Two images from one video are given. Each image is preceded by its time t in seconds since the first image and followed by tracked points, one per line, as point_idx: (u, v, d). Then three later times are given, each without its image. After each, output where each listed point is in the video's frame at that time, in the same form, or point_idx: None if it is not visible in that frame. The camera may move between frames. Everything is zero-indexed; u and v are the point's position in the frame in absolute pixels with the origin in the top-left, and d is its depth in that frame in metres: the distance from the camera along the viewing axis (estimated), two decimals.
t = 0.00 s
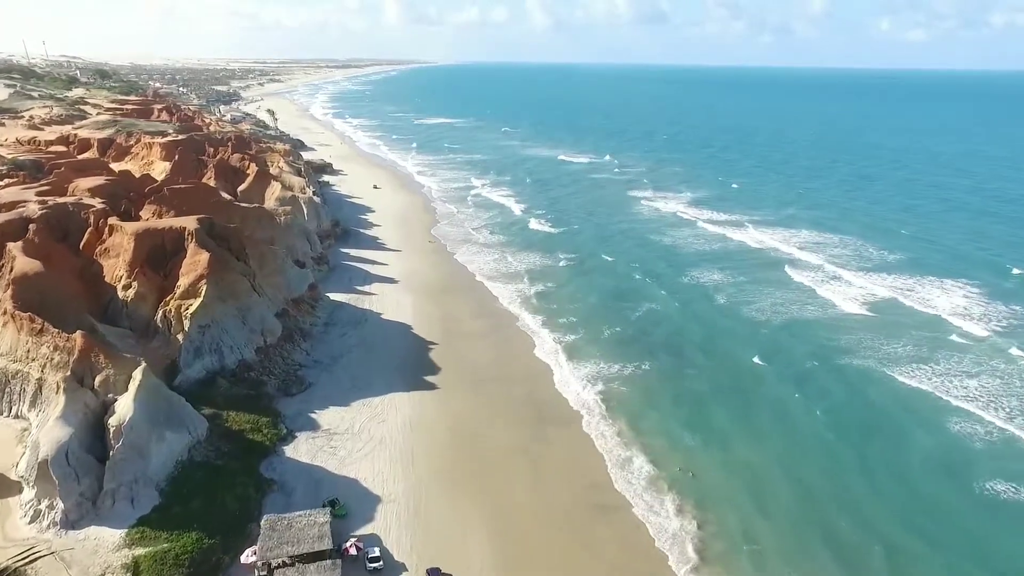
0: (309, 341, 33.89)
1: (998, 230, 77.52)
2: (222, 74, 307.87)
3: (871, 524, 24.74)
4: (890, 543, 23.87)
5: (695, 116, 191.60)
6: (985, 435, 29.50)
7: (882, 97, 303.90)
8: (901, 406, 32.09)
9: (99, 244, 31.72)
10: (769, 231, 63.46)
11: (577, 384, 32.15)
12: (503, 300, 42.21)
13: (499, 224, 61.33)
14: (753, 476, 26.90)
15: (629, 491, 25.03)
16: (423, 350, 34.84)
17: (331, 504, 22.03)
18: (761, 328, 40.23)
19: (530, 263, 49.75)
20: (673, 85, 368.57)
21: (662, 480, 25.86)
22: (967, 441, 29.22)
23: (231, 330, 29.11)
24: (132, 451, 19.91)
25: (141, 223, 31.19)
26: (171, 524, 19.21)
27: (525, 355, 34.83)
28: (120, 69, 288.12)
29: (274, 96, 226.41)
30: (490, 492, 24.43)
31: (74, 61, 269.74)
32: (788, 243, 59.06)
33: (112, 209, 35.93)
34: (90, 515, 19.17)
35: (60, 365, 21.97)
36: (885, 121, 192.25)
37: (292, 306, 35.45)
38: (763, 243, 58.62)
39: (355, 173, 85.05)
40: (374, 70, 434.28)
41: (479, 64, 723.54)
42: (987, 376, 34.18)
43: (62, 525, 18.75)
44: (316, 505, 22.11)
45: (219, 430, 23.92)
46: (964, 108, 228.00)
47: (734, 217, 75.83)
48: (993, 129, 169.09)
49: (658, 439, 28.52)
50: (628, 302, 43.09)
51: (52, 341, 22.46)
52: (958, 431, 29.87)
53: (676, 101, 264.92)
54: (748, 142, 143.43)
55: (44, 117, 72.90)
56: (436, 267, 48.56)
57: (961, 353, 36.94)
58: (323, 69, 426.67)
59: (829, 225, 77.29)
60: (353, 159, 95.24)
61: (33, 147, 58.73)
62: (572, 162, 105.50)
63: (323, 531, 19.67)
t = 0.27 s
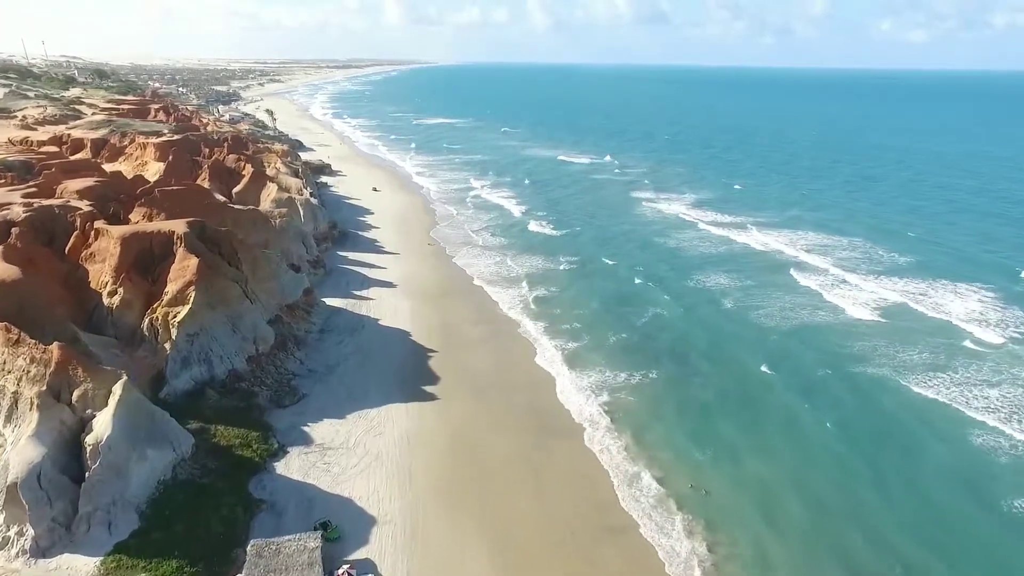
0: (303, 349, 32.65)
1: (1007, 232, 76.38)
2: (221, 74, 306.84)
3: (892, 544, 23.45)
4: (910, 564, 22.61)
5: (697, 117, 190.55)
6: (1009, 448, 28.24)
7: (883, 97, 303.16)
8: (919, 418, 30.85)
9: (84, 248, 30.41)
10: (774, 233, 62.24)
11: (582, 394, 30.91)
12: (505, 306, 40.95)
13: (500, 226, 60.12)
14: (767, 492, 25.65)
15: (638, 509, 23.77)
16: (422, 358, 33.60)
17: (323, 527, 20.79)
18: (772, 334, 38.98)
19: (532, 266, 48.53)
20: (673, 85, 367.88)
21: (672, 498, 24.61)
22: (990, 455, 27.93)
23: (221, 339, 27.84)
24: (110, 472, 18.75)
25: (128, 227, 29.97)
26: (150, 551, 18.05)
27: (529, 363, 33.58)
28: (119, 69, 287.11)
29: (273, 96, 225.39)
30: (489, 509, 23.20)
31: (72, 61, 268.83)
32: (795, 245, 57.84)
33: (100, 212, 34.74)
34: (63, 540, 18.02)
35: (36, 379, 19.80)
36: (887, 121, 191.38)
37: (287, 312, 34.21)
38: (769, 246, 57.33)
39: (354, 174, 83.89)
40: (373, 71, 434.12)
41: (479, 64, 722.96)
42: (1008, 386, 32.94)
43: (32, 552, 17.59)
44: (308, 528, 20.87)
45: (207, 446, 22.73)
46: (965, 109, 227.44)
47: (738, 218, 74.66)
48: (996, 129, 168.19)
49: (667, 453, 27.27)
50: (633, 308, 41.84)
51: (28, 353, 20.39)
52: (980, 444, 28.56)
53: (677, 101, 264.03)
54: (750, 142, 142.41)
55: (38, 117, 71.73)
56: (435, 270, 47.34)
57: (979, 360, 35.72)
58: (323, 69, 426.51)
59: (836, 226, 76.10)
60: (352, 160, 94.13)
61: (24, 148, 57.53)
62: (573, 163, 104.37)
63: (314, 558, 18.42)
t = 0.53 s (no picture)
0: (297, 358, 31.37)
1: (1015, 234, 75.11)
2: (221, 74, 306.25)
3: (913, 568, 22.24)
4: None
5: (698, 117, 189.36)
6: None
7: (886, 96, 302.03)
8: (939, 431, 29.54)
9: (68, 252, 29.12)
10: (781, 235, 61.01)
11: (587, 405, 29.63)
12: (506, 311, 39.71)
13: (501, 228, 58.91)
14: (781, 511, 24.44)
15: (647, 531, 22.55)
16: (420, 367, 32.37)
17: (313, 552, 19.46)
18: (782, 341, 37.74)
19: (534, 270, 47.29)
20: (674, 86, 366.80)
21: (682, 518, 23.41)
22: (1015, 472, 26.60)
23: (209, 351, 26.56)
24: (85, 494, 17.49)
25: (114, 231, 28.76)
26: None
27: (531, 372, 32.37)
28: (118, 70, 286.52)
29: (273, 96, 224.36)
30: (488, 531, 21.98)
31: (72, 62, 268.21)
32: (803, 248, 56.60)
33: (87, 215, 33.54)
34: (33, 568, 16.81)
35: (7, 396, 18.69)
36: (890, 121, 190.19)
37: (280, 319, 32.95)
38: (775, 248, 56.07)
39: (353, 175, 82.72)
40: (373, 71, 433.19)
41: (480, 64, 721.81)
42: None
43: None
44: (297, 554, 19.54)
45: (190, 465, 21.46)
46: (968, 109, 226.42)
47: (743, 220, 73.44)
48: (1001, 129, 166.87)
49: (675, 469, 26.07)
50: (638, 314, 40.60)
51: None
52: (1004, 460, 27.24)
53: (678, 101, 262.94)
54: (753, 142, 141.22)
55: (31, 116, 70.59)
56: (434, 274, 46.10)
57: (998, 369, 34.41)
58: (324, 70, 425.89)
59: (842, 227, 74.86)
60: (351, 160, 92.99)
61: (16, 148, 56.38)
62: (575, 163, 103.14)
63: None
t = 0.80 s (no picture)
0: (291, 367, 30.24)
1: None
2: (221, 74, 305.39)
3: None
4: None
5: (700, 117, 188.41)
6: None
7: (886, 96, 301.26)
8: (957, 442, 28.38)
9: (53, 256, 27.95)
10: (787, 237, 59.92)
11: (591, 416, 28.53)
12: (507, 317, 38.57)
13: (501, 229, 57.79)
14: (793, 528, 23.34)
15: (656, 552, 21.45)
16: (419, 375, 31.22)
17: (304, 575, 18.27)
18: (793, 348, 36.64)
19: (535, 273, 46.15)
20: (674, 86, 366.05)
21: (692, 536, 22.35)
22: None
23: (198, 360, 25.39)
24: (61, 515, 16.30)
25: (101, 234, 27.64)
26: None
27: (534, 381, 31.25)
28: (117, 70, 285.91)
29: (273, 96, 223.45)
30: (486, 551, 20.85)
31: (72, 62, 267.53)
32: (810, 250, 55.48)
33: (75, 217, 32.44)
34: None
35: None
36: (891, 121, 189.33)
37: (274, 325, 31.82)
38: (781, 251, 54.94)
39: (351, 176, 81.62)
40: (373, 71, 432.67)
41: (480, 65, 720.59)
42: None
43: None
44: None
45: (176, 481, 20.35)
46: (970, 109, 225.75)
47: (747, 222, 72.36)
48: (1004, 130, 165.83)
49: (685, 484, 25.00)
50: (644, 319, 39.47)
51: None
52: None
53: (679, 101, 262.09)
54: (755, 143, 140.23)
55: (25, 116, 69.54)
56: (434, 277, 45.00)
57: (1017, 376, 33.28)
58: (323, 70, 425.08)
59: (848, 228, 73.77)
60: (350, 161, 91.99)
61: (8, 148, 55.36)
62: (576, 164, 102.14)
63: None
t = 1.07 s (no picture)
0: (283, 377, 28.93)
1: None
2: (220, 73, 304.37)
3: None
4: None
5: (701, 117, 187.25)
6: None
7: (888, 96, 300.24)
8: (979, 457, 27.13)
9: (34, 259, 26.58)
10: (794, 239, 58.65)
11: (598, 429, 27.29)
12: (509, 323, 37.29)
13: (502, 231, 56.55)
14: (808, 551, 22.13)
15: None
16: (418, 385, 29.97)
17: None
18: (805, 356, 35.37)
19: (537, 277, 44.90)
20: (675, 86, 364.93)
21: (708, 561, 21.12)
22: None
23: (185, 371, 24.07)
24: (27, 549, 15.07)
25: (84, 238, 26.31)
26: None
27: (539, 391, 30.00)
28: (116, 69, 284.92)
29: (272, 96, 222.30)
30: None
31: (71, 61, 266.63)
32: (818, 252, 54.21)
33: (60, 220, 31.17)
34: None
35: None
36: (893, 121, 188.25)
37: (266, 332, 30.54)
38: (789, 253, 53.66)
39: (349, 176, 80.39)
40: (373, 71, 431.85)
41: (479, 64, 721.18)
42: None
43: None
44: None
45: (158, 504, 19.10)
46: (971, 109, 224.68)
47: (752, 224, 71.09)
48: (1008, 130, 164.68)
49: (700, 504, 23.75)
50: (649, 326, 38.16)
51: None
52: None
53: (679, 100, 261.02)
54: (758, 142, 139.04)
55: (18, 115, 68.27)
56: (434, 281, 43.78)
57: None
58: (321, 69, 424.90)
59: (855, 230, 72.53)
60: (348, 161, 90.81)
61: None
62: (578, 164, 100.93)
63: None
